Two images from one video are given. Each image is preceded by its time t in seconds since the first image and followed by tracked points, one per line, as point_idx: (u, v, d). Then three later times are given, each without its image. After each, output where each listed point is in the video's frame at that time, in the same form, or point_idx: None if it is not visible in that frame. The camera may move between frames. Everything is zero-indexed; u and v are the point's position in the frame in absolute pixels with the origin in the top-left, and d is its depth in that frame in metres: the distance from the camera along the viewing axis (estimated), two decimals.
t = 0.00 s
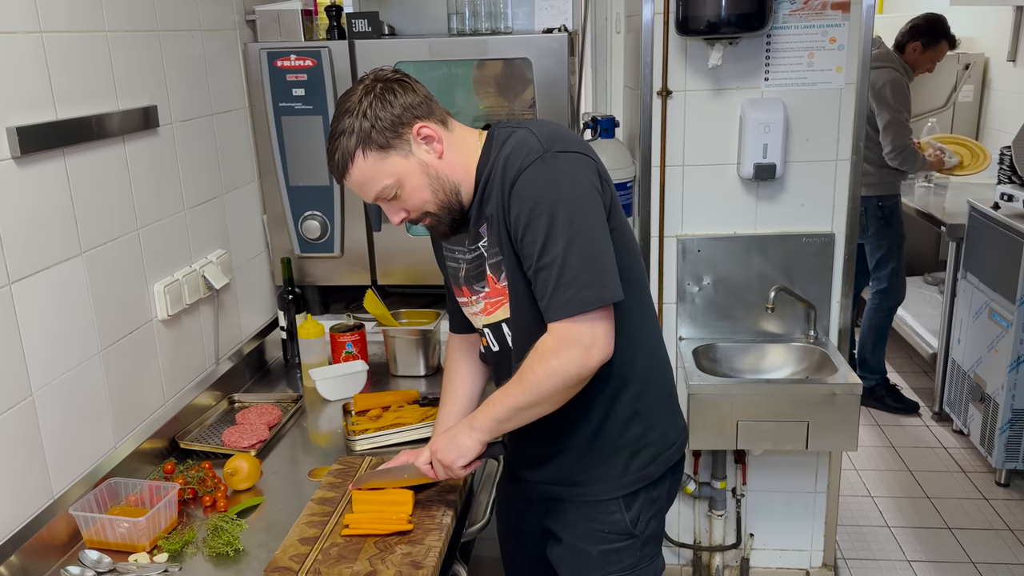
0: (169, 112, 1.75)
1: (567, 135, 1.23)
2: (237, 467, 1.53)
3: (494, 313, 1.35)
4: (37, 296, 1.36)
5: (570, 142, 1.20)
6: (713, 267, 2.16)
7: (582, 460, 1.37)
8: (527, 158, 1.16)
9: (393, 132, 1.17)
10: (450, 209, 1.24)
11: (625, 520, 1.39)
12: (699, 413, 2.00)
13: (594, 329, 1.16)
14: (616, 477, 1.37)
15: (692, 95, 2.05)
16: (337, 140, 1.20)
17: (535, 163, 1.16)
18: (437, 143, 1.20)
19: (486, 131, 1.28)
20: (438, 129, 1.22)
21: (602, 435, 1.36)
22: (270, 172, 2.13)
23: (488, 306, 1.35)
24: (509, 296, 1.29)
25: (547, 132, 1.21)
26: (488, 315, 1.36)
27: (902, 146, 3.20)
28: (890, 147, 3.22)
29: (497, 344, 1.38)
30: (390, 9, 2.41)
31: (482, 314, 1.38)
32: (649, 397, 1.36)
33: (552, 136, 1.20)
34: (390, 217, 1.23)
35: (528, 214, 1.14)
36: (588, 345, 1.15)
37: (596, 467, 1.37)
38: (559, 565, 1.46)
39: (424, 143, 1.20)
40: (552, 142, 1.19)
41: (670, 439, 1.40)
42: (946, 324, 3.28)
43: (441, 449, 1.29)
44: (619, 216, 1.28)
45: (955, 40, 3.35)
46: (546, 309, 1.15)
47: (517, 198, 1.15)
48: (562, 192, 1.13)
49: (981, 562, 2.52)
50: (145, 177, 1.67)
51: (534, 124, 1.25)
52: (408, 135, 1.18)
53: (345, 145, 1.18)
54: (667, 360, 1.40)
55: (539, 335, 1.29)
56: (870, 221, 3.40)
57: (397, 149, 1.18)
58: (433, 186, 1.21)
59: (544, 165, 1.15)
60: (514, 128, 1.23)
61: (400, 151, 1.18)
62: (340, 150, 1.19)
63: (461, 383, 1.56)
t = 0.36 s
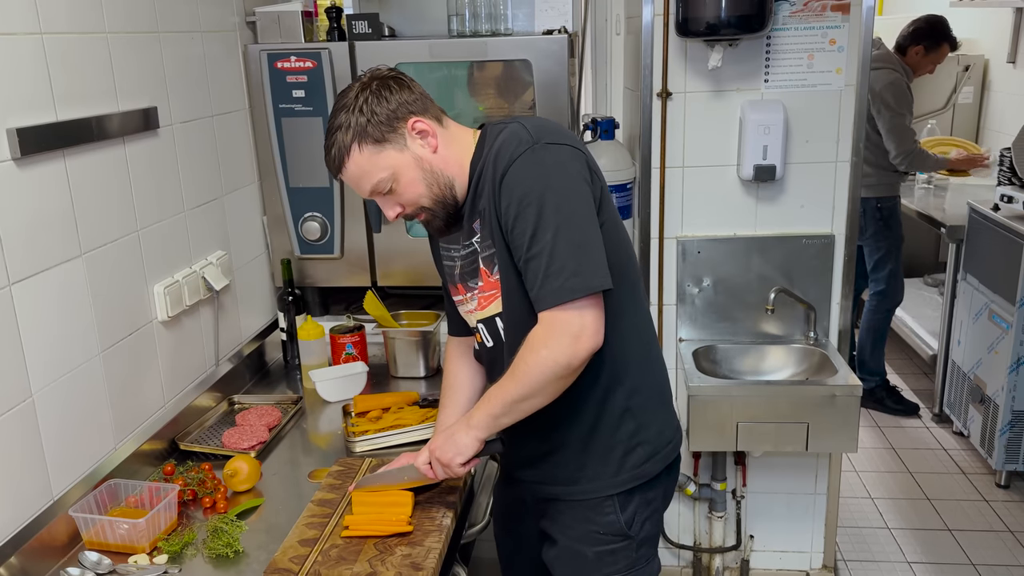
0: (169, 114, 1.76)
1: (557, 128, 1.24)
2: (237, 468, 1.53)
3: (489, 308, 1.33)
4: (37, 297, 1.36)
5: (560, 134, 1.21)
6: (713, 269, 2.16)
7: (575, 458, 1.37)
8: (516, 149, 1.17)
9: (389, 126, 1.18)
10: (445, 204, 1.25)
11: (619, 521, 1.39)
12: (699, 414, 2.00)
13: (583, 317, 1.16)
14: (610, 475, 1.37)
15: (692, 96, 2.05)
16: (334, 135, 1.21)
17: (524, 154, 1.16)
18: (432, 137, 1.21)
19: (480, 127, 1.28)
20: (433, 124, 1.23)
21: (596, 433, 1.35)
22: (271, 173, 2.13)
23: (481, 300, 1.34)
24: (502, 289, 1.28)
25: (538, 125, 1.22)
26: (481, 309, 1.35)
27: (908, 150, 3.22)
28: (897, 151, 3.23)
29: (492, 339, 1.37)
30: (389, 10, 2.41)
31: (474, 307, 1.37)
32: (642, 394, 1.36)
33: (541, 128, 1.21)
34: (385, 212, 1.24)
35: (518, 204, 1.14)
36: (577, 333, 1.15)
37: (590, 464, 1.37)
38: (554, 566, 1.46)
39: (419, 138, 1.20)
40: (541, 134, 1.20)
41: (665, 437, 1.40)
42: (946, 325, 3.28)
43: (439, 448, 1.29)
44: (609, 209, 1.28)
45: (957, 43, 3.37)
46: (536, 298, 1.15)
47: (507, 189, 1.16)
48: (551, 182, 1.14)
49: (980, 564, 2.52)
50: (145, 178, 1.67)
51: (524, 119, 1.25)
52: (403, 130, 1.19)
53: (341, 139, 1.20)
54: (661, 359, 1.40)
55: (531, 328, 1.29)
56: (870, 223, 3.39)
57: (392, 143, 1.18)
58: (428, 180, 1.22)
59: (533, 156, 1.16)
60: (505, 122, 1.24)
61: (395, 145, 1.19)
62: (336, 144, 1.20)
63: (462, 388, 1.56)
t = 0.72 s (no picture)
0: (169, 115, 1.76)
1: (549, 128, 1.24)
2: (237, 469, 1.53)
3: (482, 305, 1.33)
4: (36, 298, 1.36)
5: (551, 132, 1.21)
6: (713, 270, 2.16)
7: (569, 457, 1.37)
8: (508, 147, 1.17)
9: (382, 124, 1.19)
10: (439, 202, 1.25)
11: (613, 522, 1.39)
12: (699, 416, 2.00)
13: (577, 313, 1.16)
14: (603, 473, 1.36)
15: (692, 98, 2.05)
16: (328, 134, 1.22)
17: (516, 152, 1.16)
18: (425, 136, 1.22)
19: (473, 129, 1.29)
20: (427, 123, 1.23)
21: (590, 431, 1.35)
22: (271, 175, 2.14)
23: (474, 298, 1.34)
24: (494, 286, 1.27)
25: (529, 124, 1.22)
26: (474, 308, 1.34)
27: (888, 150, 3.24)
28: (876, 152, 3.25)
29: (485, 337, 1.36)
30: (389, 11, 2.41)
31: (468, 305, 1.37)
32: (636, 392, 1.36)
33: (533, 126, 1.21)
34: (379, 211, 1.25)
35: (510, 201, 1.14)
36: (572, 329, 1.15)
37: (583, 463, 1.36)
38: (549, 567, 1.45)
39: (413, 136, 1.21)
40: (533, 132, 1.20)
41: (660, 436, 1.40)
42: (945, 327, 3.28)
43: (442, 449, 1.29)
44: (600, 208, 1.29)
45: (958, 45, 3.38)
46: (529, 295, 1.14)
47: (499, 186, 1.16)
48: (542, 178, 1.14)
49: (981, 566, 2.51)
50: (145, 179, 1.67)
51: (516, 119, 1.26)
52: (397, 128, 1.20)
53: (335, 138, 1.21)
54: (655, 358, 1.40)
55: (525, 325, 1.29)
56: (869, 224, 3.40)
57: (385, 141, 1.19)
58: (421, 179, 1.23)
59: (525, 153, 1.16)
60: (497, 122, 1.24)
61: (388, 143, 1.20)
62: (331, 143, 1.21)
63: (460, 391, 1.55)
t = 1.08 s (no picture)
0: (169, 116, 1.76)
1: (547, 120, 1.25)
2: (237, 470, 1.53)
3: (478, 296, 1.34)
4: (36, 300, 1.36)
5: (550, 124, 1.22)
6: (712, 271, 2.17)
7: (564, 453, 1.36)
8: (506, 138, 1.18)
9: (386, 116, 1.20)
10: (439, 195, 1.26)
11: (608, 522, 1.39)
12: (699, 417, 2.00)
13: (569, 303, 1.16)
14: (598, 470, 1.36)
15: (692, 99, 2.05)
16: (331, 125, 1.22)
17: (514, 142, 1.17)
18: (428, 129, 1.23)
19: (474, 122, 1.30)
20: (429, 117, 1.24)
21: (585, 428, 1.35)
22: (271, 176, 2.14)
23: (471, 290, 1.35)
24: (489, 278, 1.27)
25: (529, 116, 1.23)
26: (471, 299, 1.35)
27: (908, 152, 3.18)
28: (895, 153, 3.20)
29: (482, 329, 1.36)
30: (389, 13, 2.41)
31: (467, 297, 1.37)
32: (630, 390, 1.36)
33: (531, 118, 1.22)
34: (379, 202, 1.25)
35: (506, 190, 1.15)
36: (562, 319, 1.15)
37: (579, 458, 1.36)
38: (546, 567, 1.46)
39: (415, 128, 1.22)
40: (531, 124, 1.21)
41: (654, 435, 1.40)
42: (945, 329, 3.28)
43: (436, 446, 1.29)
44: (596, 202, 1.29)
45: (955, 49, 3.38)
46: (522, 284, 1.15)
47: (496, 176, 1.16)
48: (539, 168, 1.15)
49: (981, 568, 2.51)
50: (145, 180, 1.67)
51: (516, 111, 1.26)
52: (400, 120, 1.20)
53: (338, 128, 1.21)
54: (650, 357, 1.41)
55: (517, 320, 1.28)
56: (865, 226, 3.39)
57: (388, 132, 1.20)
58: (423, 171, 1.23)
59: (522, 144, 1.17)
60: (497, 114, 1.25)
61: (391, 134, 1.20)
62: (334, 134, 1.22)
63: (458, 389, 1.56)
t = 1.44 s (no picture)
0: (169, 118, 1.76)
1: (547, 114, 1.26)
2: (237, 471, 1.52)
3: (473, 288, 1.33)
4: (36, 301, 1.36)
5: (549, 117, 1.23)
6: (712, 273, 2.17)
7: (555, 448, 1.36)
8: (505, 128, 1.18)
9: (390, 107, 1.21)
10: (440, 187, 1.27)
11: (602, 523, 1.39)
12: (699, 418, 2.00)
13: (560, 291, 1.15)
14: (589, 466, 1.35)
15: (692, 101, 2.05)
16: (336, 115, 1.24)
17: (512, 133, 1.18)
18: (431, 121, 1.24)
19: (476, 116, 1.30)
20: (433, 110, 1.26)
21: (576, 422, 1.34)
22: (271, 177, 2.14)
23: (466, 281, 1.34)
24: (483, 269, 1.27)
25: (528, 109, 1.24)
26: (467, 290, 1.34)
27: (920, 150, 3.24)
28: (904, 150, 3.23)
29: (477, 321, 1.35)
30: (390, 15, 2.41)
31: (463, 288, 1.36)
32: (624, 389, 1.35)
33: (531, 111, 1.23)
34: (380, 192, 1.26)
35: (502, 180, 1.15)
36: (553, 307, 1.15)
37: (571, 453, 1.35)
38: (541, 568, 1.46)
39: (419, 120, 1.23)
40: (531, 116, 1.21)
41: (647, 433, 1.39)
42: (945, 330, 3.28)
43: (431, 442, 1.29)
44: (592, 196, 1.30)
45: (951, 48, 3.36)
46: (515, 273, 1.15)
47: (494, 166, 1.17)
48: (536, 159, 1.15)
49: (981, 569, 2.51)
50: (145, 180, 1.67)
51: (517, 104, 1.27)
52: (404, 112, 1.22)
53: (342, 118, 1.22)
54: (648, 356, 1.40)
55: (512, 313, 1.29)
56: (865, 228, 3.40)
57: (392, 123, 1.21)
58: (424, 162, 1.24)
59: (521, 135, 1.17)
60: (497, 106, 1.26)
61: (395, 125, 1.21)
62: (338, 123, 1.23)
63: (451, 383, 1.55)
